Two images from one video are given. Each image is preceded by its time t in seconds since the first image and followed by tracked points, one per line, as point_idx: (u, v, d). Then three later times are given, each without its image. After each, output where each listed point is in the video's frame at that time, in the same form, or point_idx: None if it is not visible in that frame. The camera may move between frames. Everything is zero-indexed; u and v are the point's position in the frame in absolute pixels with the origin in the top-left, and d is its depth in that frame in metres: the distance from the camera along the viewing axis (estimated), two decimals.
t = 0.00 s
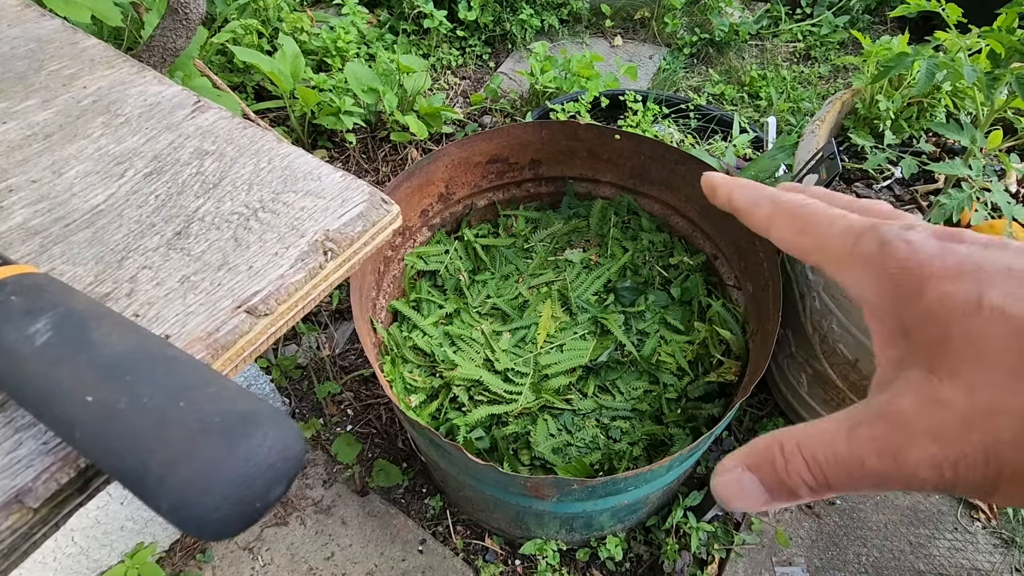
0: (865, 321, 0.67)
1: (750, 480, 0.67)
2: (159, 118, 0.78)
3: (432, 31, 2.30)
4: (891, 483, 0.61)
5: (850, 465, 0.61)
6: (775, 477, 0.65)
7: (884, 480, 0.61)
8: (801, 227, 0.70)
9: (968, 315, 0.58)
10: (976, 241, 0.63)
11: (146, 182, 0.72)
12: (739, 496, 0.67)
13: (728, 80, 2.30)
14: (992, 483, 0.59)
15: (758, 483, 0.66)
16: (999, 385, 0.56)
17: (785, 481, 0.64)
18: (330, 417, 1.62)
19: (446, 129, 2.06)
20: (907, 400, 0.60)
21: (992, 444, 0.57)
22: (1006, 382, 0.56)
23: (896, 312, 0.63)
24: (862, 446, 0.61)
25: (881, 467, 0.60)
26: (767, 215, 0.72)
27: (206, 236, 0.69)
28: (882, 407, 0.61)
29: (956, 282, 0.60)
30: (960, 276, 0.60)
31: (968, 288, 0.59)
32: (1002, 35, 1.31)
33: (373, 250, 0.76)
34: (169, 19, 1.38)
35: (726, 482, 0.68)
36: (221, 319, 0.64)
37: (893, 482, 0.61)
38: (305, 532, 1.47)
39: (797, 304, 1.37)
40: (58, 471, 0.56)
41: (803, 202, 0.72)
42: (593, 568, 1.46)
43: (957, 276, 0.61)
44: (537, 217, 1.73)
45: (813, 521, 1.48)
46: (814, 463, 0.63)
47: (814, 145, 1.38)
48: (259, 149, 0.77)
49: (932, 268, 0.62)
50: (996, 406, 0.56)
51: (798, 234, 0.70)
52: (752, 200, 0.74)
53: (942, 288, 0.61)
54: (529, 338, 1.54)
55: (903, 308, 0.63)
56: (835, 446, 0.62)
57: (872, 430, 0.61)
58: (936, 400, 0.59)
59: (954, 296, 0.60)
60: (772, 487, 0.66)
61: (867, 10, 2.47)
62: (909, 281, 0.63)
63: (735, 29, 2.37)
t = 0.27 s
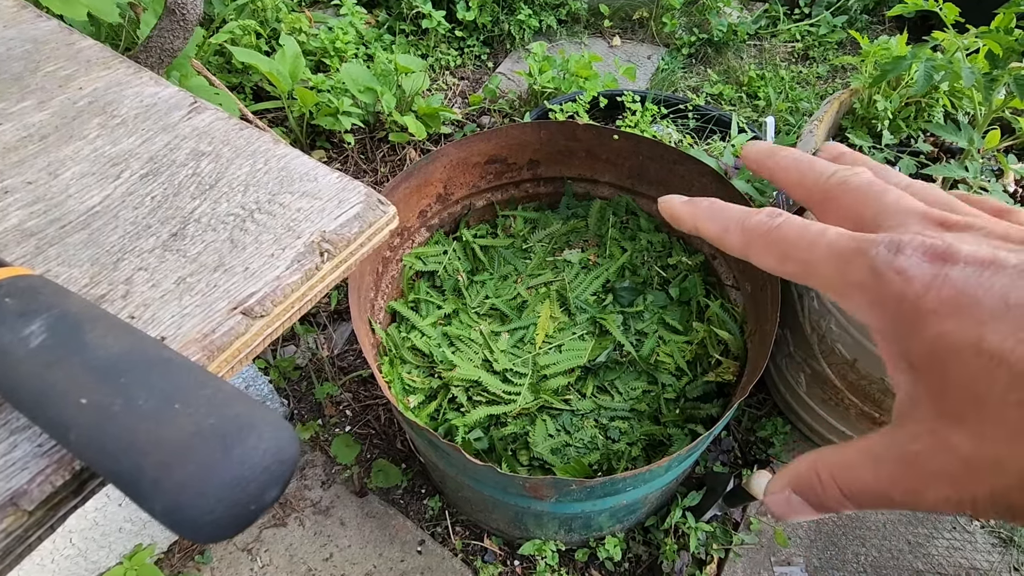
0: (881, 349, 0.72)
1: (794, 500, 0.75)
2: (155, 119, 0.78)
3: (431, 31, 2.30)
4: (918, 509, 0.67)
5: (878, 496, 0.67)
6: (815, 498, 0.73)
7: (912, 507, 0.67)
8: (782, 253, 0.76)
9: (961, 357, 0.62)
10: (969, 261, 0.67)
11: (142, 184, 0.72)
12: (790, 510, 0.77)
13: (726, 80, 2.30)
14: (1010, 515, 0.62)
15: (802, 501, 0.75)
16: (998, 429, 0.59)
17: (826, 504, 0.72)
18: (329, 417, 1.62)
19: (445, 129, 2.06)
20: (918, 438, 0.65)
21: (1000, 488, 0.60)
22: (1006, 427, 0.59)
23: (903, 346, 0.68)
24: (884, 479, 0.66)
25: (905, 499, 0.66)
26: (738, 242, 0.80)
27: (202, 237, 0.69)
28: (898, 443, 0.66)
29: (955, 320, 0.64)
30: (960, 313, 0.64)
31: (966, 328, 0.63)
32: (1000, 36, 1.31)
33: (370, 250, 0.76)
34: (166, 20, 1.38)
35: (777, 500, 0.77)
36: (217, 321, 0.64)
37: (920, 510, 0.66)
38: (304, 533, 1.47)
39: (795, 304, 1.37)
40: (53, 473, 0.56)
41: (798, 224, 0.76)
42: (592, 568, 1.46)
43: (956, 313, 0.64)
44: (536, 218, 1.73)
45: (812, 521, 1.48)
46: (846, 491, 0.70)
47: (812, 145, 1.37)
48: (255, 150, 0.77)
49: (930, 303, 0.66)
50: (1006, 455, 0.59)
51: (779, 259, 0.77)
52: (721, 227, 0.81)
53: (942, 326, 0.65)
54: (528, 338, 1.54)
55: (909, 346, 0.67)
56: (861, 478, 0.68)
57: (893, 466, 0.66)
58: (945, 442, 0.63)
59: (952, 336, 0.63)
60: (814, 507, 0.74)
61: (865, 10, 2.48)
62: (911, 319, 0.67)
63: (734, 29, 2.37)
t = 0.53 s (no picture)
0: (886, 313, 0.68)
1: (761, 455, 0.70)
2: (154, 119, 0.78)
3: (430, 31, 2.30)
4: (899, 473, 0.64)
5: (863, 455, 0.64)
6: (784, 456, 0.68)
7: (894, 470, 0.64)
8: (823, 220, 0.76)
9: (982, 321, 0.59)
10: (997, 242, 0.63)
11: (141, 184, 0.72)
12: (757, 464, 0.71)
13: (725, 79, 2.30)
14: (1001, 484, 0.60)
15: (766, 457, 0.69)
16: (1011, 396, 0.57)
17: (795, 461, 0.67)
18: (329, 417, 1.62)
19: (444, 128, 2.06)
20: (922, 399, 0.62)
21: (1000, 452, 0.58)
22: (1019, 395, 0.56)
23: (914, 309, 0.64)
24: (875, 439, 0.63)
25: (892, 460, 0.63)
26: (795, 205, 0.80)
27: (201, 237, 0.69)
28: (898, 405, 0.63)
29: (976, 286, 0.61)
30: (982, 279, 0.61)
31: (986, 293, 0.60)
32: (998, 35, 1.32)
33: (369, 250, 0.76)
34: (165, 20, 1.38)
35: (741, 452, 0.71)
36: (215, 320, 0.64)
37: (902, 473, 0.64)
38: (304, 533, 1.47)
39: (794, 303, 1.37)
40: (51, 473, 0.56)
41: (848, 199, 0.75)
42: (592, 567, 1.46)
43: (977, 279, 0.61)
44: (535, 217, 1.73)
45: (811, 521, 1.48)
46: (824, 449, 0.65)
47: (810, 145, 1.38)
48: (254, 149, 0.77)
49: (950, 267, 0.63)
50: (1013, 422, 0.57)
51: (825, 225, 0.75)
52: (784, 192, 0.82)
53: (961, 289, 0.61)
54: (527, 337, 1.54)
55: (921, 307, 0.64)
56: (846, 434, 0.64)
57: (888, 425, 0.63)
58: (953, 406, 0.60)
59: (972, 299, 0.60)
60: (782, 464, 0.69)
61: (863, 9, 2.48)
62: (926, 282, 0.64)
63: (732, 29, 2.37)
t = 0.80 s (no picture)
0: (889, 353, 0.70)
1: (790, 507, 0.73)
2: (148, 120, 0.78)
3: (427, 32, 2.30)
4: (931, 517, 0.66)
5: (892, 505, 0.66)
6: (814, 508, 0.71)
7: (926, 516, 0.66)
8: (798, 248, 0.77)
9: (987, 365, 0.61)
10: (985, 266, 0.65)
11: (134, 184, 0.72)
12: (783, 518, 0.75)
13: (722, 80, 2.30)
14: None
15: (796, 508, 0.73)
16: None
17: (825, 513, 0.70)
18: (326, 418, 1.62)
19: (442, 129, 2.06)
20: (936, 445, 0.63)
21: None
22: None
23: (916, 353, 0.66)
24: (900, 488, 0.65)
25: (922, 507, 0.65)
26: (756, 228, 0.81)
27: (195, 237, 0.69)
28: (915, 451, 0.65)
29: (976, 326, 0.62)
30: (980, 319, 0.62)
31: (985, 334, 0.62)
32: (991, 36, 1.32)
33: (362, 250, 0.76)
34: (161, 21, 1.37)
35: (769, 505, 0.74)
36: (208, 319, 0.64)
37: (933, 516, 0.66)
38: (301, 534, 1.47)
39: (790, 302, 1.37)
40: (45, 471, 0.56)
41: (815, 222, 0.77)
42: (590, 567, 1.46)
43: (975, 318, 0.63)
44: (532, 217, 1.73)
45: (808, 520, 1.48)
46: (853, 501, 0.68)
47: (806, 144, 1.38)
48: (248, 150, 0.77)
49: (949, 305, 0.65)
50: None
51: (798, 253, 0.77)
52: (740, 214, 0.83)
53: (961, 330, 0.63)
54: (524, 338, 1.55)
55: (925, 351, 0.65)
56: (874, 486, 0.66)
57: (910, 474, 0.65)
58: (968, 451, 0.61)
59: (974, 340, 0.62)
60: (814, 515, 0.72)
61: (860, 10, 2.48)
62: (927, 321, 0.66)
63: (729, 29, 2.37)
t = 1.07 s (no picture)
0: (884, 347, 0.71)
1: (778, 497, 0.71)
2: (150, 121, 0.79)
3: (427, 33, 2.31)
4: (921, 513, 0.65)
5: (881, 499, 0.65)
6: (802, 499, 0.70)
7: (916, 510, 0.66)
8: (788, 242, 0.77)
9: (979, 360, 0.61)
10: (978, 259, 0.67)
11: (137, 184, 0.73)
12: (773, 506, 0.72)
13: (721, 80, 2.31)
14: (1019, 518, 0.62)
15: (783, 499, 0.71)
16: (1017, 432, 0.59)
17: (813, 504, 0.69)
18: (327, 418, 1.63)
19: (442, 130, 2.06)
20: (928, 440, 0.64)
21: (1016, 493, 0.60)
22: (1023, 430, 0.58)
23: (911, 348, 0.67)
24: (892, 482, 0.65)
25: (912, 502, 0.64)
26: (743, 228, 0.81)
27: (197, 237, 0.70)
28: (908, 445, 0.65)
29: (969, 319, 0.63)
30: (972, 312, 0.64)
31: (981, 328, 0.63)
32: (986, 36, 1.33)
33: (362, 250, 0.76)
34: (162, 22, 1.37)
35: (756, 496, 0.73)
36: (211, 318, 0.65)
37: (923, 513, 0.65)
38: (302, 533, 1.47)
39: (789, 302, 1.38)
40: (50, 467, 0.56)
41: (804, 216, 0.77)
42: (590, 567, 1.46)
43: (967, 312, 0.64)
44: (532, 218, 1.73)
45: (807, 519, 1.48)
46: (843, 493, 0.67)
47: (804, 145, 1.38)
48: (249, 151, 0.77)
49: (942, 300, 0.66)
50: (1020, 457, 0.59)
51: (785, 249, 0.78)
52: (725, 214, 0.83)
53: (954, 324, 0.64)
54: (524, 337, 1.55)
55: (919, 344, 0.66)
56: (866, 480, 0.65)
57: (903, 468, 0.64)
58: (961, 448, 0.62)
59: (968, 334, 0.63)
60: (800, 506, 0.70)
61: (859, 10, 2.49)
62: (920, 316, 0.67)
63: (728, 30, 2.38)
